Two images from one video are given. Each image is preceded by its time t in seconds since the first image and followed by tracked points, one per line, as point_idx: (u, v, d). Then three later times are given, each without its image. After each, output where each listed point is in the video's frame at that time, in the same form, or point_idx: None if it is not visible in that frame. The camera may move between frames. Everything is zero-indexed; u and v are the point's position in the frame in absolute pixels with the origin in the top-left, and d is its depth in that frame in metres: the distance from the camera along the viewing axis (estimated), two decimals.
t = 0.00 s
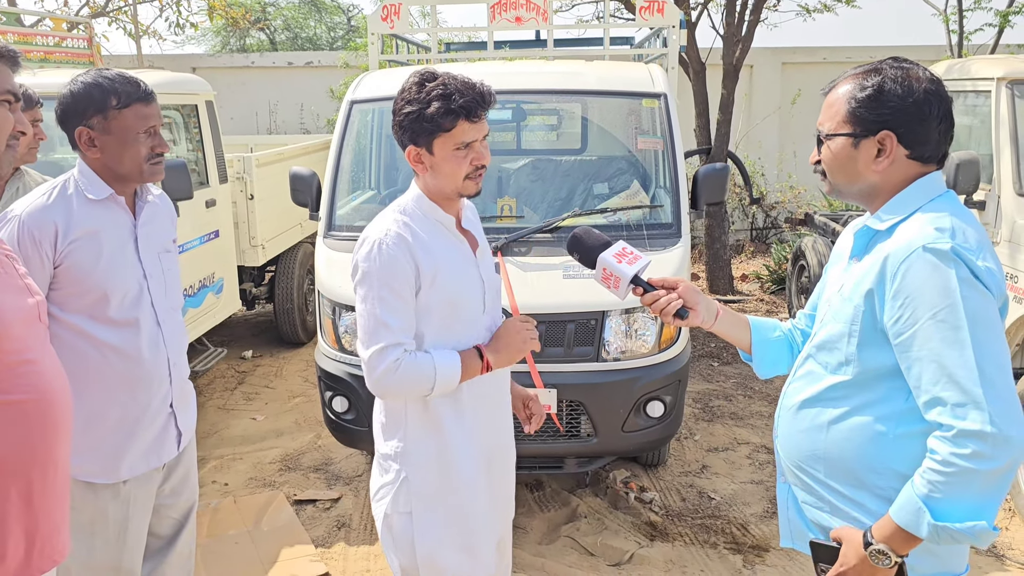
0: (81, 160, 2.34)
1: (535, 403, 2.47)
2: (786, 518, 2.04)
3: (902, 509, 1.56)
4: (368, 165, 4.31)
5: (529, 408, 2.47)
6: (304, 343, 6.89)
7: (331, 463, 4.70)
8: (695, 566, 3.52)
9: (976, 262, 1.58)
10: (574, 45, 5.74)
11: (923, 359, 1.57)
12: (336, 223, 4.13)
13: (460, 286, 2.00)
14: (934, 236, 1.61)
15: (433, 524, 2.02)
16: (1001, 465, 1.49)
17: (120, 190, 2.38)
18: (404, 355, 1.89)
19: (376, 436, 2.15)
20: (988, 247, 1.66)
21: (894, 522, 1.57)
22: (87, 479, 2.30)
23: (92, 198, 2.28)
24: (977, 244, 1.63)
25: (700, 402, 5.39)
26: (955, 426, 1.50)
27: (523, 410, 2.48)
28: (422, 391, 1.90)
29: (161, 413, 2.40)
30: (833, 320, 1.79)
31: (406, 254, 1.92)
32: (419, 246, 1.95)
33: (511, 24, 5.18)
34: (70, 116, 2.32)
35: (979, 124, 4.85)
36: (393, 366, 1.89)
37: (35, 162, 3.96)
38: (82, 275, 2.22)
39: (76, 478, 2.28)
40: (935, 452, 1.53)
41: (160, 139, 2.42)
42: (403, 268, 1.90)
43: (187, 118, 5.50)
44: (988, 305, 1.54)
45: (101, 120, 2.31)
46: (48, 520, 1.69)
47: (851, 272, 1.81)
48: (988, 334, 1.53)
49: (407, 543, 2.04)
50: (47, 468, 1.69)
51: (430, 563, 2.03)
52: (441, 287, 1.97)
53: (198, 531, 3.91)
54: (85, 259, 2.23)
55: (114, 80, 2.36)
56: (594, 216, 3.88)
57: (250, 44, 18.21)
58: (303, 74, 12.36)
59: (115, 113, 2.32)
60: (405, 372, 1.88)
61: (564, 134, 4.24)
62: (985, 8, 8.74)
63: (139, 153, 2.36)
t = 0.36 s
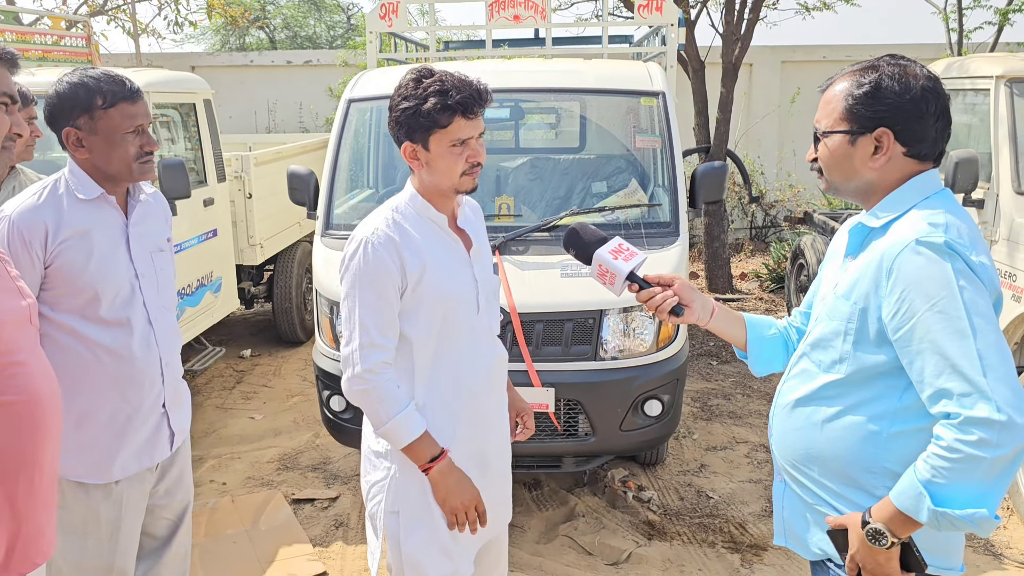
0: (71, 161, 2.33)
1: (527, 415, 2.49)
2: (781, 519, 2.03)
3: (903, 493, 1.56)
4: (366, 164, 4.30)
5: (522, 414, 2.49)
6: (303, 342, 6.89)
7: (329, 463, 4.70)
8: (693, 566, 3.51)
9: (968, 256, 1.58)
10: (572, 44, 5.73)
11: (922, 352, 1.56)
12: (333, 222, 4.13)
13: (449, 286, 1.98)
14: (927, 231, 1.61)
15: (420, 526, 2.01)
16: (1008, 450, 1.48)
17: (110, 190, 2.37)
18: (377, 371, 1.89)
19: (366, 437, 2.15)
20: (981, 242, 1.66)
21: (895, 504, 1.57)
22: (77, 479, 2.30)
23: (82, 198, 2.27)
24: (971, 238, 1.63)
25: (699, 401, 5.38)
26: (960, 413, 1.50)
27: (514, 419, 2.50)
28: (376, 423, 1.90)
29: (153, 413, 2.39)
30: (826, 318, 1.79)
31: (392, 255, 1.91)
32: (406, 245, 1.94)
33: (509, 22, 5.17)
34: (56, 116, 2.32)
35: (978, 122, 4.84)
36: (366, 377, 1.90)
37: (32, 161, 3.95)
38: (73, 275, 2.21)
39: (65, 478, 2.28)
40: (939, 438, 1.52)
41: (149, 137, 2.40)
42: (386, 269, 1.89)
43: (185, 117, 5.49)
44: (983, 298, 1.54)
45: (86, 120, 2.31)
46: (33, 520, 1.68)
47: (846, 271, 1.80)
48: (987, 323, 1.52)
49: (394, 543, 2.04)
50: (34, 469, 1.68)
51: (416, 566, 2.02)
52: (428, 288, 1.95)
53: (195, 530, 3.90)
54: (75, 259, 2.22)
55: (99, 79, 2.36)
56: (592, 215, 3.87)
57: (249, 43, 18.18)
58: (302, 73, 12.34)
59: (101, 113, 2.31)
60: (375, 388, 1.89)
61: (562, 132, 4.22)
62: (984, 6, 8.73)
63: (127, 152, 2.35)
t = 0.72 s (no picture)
0: (67, 160, 2.33)
1: (530, 416, 2.48)
2: (781, 521, 2.01)
3: (902, 490, 1.55)
4: (366, 162, 4.29)
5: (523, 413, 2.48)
6: (304, 341, 6.88)
7: (330, 462, 4.69)
8: (694, 566, 3.51)
9: (971, 257, 1.56)
10: (574, 41, 5.71)
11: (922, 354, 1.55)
12: (333, 221, 4.12)
13: (447, 288, 1.96)
14: (929, 231, 1.60)
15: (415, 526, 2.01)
16: (1007, 453, 1.46)
17: (106, 190, 2.36)
18: (369, 373, 1.90)
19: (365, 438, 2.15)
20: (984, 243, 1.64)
21: (894, 499, 1.56)
22: (73, 481, 2.29)
23: (77, 198, 2.27)
24: (973, 239, 1.62)
25: (701, 400, 5.37)
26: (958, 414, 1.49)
27: (519, 420, 2.49)
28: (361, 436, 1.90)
29: (149, 415, 2.39)
30: (828, 319, 1.77)
31: (391, 255, 1.90)
32: (405, 245, 1.92)
33: (511, 20, 5.15)
34: (52, 116, 2.31)
35: (981, 120, 4.82)
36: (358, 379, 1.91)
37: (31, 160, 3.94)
38: (68, 276, 2.21)
39: (60, 480, 2.28)
40: (939, 437, 1.52)
41: (145, 138, 2.39)
42: (382, 270, 1.88)
43: (185, 115, 5.48)
44: (986, 299, 1.53)
45: (82, 121, 2.29)
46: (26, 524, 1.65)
47: (847, 271, 1.79)
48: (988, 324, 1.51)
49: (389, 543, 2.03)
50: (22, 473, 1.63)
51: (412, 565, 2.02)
52: (427, 289, 1.94)
53: (196, 530, 3.89)
54: (70, 259, 2.22)
55: (94, 79, 2.33)
56: (593, 213, 3.86)
57: (252, 41, 18.17)
58: (304, 70, 12.33)
59: (96, 113, 2.29)
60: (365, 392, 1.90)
61: (564, 131, 4.20)
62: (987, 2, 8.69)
63: (122, 153, 2.34)
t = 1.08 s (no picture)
0: (67, 158, 2.31)
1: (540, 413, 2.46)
2: (797, 524, 2.02)
3: (872, 501, 1.62)
4: (369, 160, 4.27)
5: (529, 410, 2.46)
6: (306, 339, 6.87)
7: (332, 460, 4.68)
8: (698, 565, 3.49)
9: (983, 259, 1.54)
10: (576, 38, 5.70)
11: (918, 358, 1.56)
12: (335, 219, 4.11)
13: (451, 286, 1.95)
14: (943, 231, 1.58)
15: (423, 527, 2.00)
16: (968, 470, 1.50)
17: (106, 188, 2.34)
18: (373, 371, 1.88)
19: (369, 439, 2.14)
20: (996, 244, 1.63)
21: (864, 508, 1.64)
22: (73, 481, 2.29)
23: (78, 197, 2.25)
24: (987, 239, 1.60)
25: (703, 398, 5.35)
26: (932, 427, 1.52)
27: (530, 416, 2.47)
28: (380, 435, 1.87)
29: (149, 415, 2.37)
30: (838, 320, 1.76)
31: (395, 252, 1.89)
32: (409, 243, 1.91)
33: (512, 17, 5.13)
34: (52, 113, 2.29)
35: (986, 117, 4.79)
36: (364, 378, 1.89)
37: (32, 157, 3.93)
38: (67, 276, 2.20)
39: (60, 480, 2.27)
40: (909, 451, 1.57)
41: (145, 136, 2.37)
42: (387, 268, 1.87)
43: (187, 112, 5.46)
44: (988, 306, 1.52)
45: (82, 119, 2.28)
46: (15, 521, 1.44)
47: (859, 271, 1.77)
48: (983, 330, 1.51)
49: (396, 544, 2.02)
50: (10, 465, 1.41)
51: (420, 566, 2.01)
52: (430, 288, 1.93)
53: (198, 529, 3.89)
54: (70, 259, 2.20)
55: (95, 76, 2.31)
56: (596, 211, 3.84)
57: (253, 38, 18.14)
58: (305, 68, 12.30)
59: (96, 111, 2.27)
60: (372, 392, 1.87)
61: (566, 128, 4.19)
62: None
63: (123, 151, 2.32)
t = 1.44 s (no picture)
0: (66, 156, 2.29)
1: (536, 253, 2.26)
2: (803, 524, 2.02)
3: (885, 500, 1.61)
4: (370, 157, 4.26)
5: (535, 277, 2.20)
6: (307, 337, 6.86)
7: (333, 458, 4.68)
8: (701, 563, 3.49)
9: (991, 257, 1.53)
10: (577, 35, 5.68)
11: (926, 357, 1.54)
12: (336, 216, 4.09)
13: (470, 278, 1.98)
14: (949, 228, 1.57)
15: (435, 524, 1.99)
16: (984, 469, 1.49)
17: (105, 186, 2.33)
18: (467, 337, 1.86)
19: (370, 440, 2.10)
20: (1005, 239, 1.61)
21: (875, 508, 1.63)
22: (72, 481, 2.28)
23: (77, 195, 2.24)
24: (995, 235, 1.58)
25: (705, 396, 5.34)
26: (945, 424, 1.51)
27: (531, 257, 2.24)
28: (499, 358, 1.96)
29: (149, 414, 2.36)
30: (846, 318, 1.75)
31: (431, 240, 1.87)
32: (434, 232, 1.91)
33: (514, 14, 5.11)
34: (52, 110, 2.27)
35: (989, 114, 4.78)
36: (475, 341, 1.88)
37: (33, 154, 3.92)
38: (66, 274, 2.19)
39: (60, 480, 2.26)
40: (919, 449, 1.56)
41: (146, 135, 2.35)
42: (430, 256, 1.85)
43: (187, 110, 5.45)
44: (999, 303, 1.50)
45: (82, 116, 2.25)
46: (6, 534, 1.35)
47: (865, 270, 1.76)
48: (993, 327, 1.50)
49: (407, 544, 2.00)
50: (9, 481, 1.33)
51: (432, 565, 2.00)
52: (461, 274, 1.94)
53: (199, 527, 3.88)
54: (68, 258, 2.19)
55: (98, 74, 2.29)
56: (598, 209, 3.83)
57: (253, 35, 18.11)
58: (306, 65, 12.29)
59: (97, 109, 2.25)
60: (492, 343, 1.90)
61: (568, 126, 4.17)
62: None
63: (122, 150, 2.30)
